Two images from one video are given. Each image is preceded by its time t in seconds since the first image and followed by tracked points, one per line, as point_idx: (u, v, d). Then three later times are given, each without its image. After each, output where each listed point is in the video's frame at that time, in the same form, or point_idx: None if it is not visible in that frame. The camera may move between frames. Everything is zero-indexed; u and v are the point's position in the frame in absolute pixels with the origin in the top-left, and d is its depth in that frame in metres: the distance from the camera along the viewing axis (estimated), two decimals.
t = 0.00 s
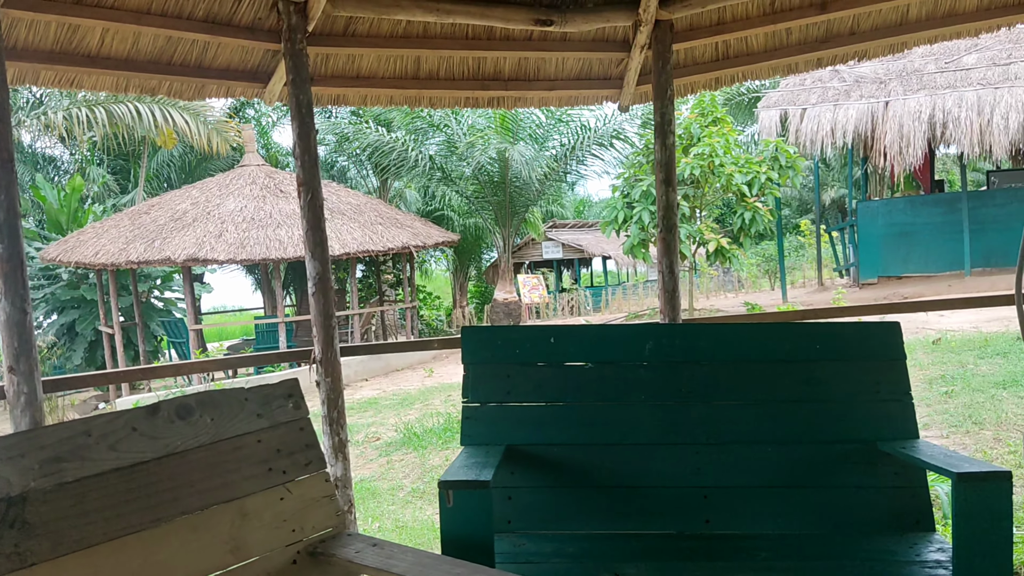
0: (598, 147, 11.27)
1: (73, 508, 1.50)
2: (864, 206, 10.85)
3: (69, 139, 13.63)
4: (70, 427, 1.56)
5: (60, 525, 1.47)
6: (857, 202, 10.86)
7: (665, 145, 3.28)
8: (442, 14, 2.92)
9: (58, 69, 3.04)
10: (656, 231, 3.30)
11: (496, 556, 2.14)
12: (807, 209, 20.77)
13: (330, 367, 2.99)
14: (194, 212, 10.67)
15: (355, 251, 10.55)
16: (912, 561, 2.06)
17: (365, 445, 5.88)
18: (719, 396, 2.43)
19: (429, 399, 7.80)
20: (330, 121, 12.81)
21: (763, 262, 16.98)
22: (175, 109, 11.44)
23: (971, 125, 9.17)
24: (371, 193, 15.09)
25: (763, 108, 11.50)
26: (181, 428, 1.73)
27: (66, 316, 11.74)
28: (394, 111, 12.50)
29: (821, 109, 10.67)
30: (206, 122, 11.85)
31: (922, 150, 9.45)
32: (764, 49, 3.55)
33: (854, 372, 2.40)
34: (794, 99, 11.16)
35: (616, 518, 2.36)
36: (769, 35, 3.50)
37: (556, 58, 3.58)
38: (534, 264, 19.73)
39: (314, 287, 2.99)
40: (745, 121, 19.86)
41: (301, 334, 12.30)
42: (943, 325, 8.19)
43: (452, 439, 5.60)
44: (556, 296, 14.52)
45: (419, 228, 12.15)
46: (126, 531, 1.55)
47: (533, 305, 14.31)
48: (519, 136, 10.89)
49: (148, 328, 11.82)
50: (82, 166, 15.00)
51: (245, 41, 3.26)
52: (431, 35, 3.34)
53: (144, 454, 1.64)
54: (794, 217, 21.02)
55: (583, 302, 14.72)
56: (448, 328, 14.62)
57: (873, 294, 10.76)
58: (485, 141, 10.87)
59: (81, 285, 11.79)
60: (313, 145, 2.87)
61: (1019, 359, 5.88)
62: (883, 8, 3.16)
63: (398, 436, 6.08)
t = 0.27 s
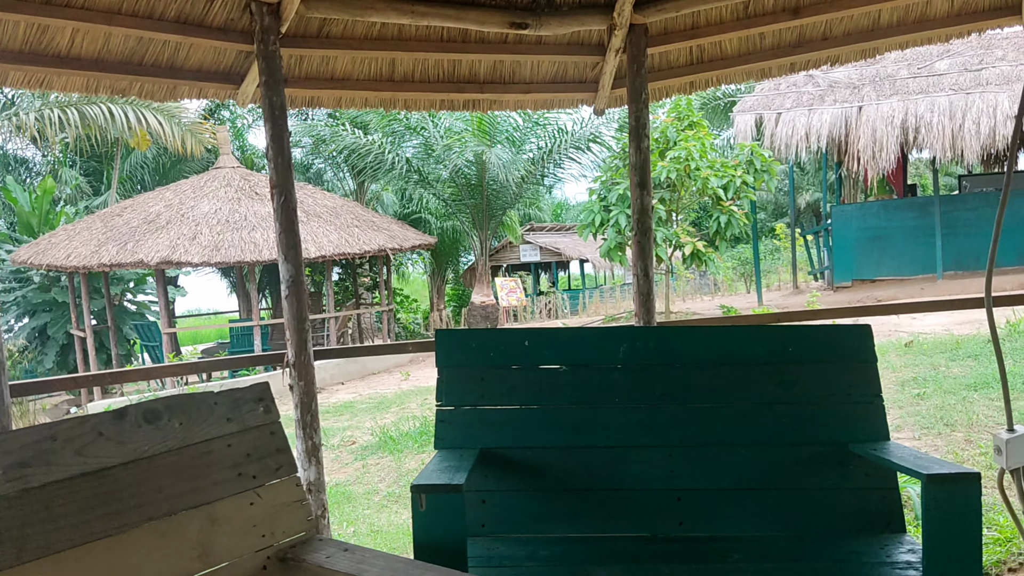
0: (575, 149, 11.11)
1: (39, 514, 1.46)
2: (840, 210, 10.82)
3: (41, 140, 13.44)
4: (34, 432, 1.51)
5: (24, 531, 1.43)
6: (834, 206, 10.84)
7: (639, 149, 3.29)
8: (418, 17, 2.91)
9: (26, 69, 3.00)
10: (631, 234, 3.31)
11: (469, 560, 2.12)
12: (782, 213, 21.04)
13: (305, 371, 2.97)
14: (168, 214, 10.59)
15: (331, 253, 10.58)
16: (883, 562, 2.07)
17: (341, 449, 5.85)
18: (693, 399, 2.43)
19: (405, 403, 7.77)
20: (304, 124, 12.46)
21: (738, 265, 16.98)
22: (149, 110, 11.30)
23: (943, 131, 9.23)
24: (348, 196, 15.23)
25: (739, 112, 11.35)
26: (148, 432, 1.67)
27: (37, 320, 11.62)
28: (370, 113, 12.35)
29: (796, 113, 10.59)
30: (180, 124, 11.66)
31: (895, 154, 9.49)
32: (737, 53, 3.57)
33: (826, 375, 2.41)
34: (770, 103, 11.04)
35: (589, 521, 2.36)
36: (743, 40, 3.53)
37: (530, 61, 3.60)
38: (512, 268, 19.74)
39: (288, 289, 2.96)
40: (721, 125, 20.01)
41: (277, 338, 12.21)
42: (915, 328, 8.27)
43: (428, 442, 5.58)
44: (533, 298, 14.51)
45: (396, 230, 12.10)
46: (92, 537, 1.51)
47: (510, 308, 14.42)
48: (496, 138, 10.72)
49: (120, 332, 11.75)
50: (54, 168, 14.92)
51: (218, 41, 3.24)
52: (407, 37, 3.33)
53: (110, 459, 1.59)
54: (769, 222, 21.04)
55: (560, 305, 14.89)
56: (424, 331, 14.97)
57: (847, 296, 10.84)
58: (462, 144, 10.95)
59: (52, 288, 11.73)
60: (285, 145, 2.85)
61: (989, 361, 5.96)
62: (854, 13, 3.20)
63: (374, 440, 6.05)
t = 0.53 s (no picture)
0: (561, 152, 11.09)
1: (15, 517, 1.44)
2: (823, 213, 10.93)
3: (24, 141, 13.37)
4: (11, 434, 1.48)
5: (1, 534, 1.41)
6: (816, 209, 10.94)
7: (624, 151, 3.28)
8: (403, 19, 2.92)
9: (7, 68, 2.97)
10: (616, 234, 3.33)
11: (452, 562, 2.11)
12: (768, 216, 21.17)
13: (289, 372, 2.95)
14: (152, 215, 10.53)
15: (317, 254, 10.53)
16: (865, 563, 2.07)
17: (325, 451, 5.83)
18: (677, 400, 2.43)
19: (391, 405, 7.75)
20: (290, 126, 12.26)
21: (724, 267, 17.03)
22: (133, 110, 11.19)
23: (927, 135, 9.25)
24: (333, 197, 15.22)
25: (724, 115, 11.40)
26: (128, 435, 1.65)
27: (20, 321, 11.55)
28: (356, 114, 12.03)
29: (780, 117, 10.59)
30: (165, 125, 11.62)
31: (879, 158, 9.54)
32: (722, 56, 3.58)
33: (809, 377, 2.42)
34: (755, 106, 11.01)
35: (572, 523, 2.35)
36: (728, 43, 3.55)
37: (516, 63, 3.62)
38: (499, 270, 19.76)
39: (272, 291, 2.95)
40: (708, 129, 20.09)
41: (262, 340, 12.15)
42: (899, 330, 8.31)
43: (413, 445, 5.57)
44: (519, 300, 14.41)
45: (381, 232, 12.10)
46: (70, 540, 1.49)
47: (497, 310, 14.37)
48: (483, 141, 10.89)
49: (103, 333, 11.70)
50: (37, 168, 14.81)
51: (201, 42, 3.23)
52: (392, 39, 3.34)
53: (88, 461, 1.57)
54: (755, 224, 21.01)
55: (547, 307, 14.93)
56: (410, 333, 14.89)
57: (831, 298, 10.87)
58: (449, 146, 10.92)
59: (36, 290, 11.64)
60: (269, 146, 2.84)
61: (971, 364, 6.00)
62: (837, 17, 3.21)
63: (359, 442, 6.04)
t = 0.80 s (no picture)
0: (552, 154, 11.22)
1: None
2: (812, 215, 10.98)
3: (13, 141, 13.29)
4: None
5: None
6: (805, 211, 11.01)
7: (614, 152, 3.28)
8: (393, 19, 2.92)
9: None
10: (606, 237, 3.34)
11: (440, 563, 2.11)
12: (758, 218, 21.29)
13: (278, 373, 2.94)
14: (141, 215, 10.49)
15: (307, 255, 10.51)
16: (852, 564, 2.08)
17: (315, 452, 5.82)
18: (665, 402, 2.43)
19: (381, 406, 7.74)
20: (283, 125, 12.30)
21: (713, 270, 17.10)
22: (123, 110, 11.10)
23: (915, 138, 9.29)
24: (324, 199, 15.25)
25: (715, 117, 11.43)
26: (116, 435, 1.64)
27: (7, 322, 11.49)
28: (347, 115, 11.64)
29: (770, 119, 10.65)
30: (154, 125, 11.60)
31: (868, 161, 9.59)
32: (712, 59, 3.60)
33: (797, 378, 2.42)
34: (745, 108, 11.04)
35: (561, 524, 2.36)
36: (717, 46, 3.56)
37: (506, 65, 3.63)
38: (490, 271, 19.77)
39: (261, 291, 2.93)
40: (697, 131, 20.14)
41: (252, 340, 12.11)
42: (887, 332, 8.34)
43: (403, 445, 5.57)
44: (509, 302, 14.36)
45: (372, 233, 12.09)
46: (57, 542, 1.48)
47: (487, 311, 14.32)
48: (473, 142, 10.92)
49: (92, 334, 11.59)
50: (26, 168, 14.73)
51: (189, 41, 3.21)
52: (383, 40, 3.35)
53: (75, 462, 1.56)
54: (745, 227, 21.03)
55: (537, 309, 14.97)
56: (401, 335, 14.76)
57: (820, 300, 10.90)
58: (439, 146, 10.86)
59: (23, 290, 11.58)
60: (258, 146, 2.83)
61: (958, 365, 6.03)
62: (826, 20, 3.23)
63: (349, 443, 6.03)
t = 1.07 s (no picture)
0: (538, 155, 11.26)
1: None
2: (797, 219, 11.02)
3: None
4: None
5: None
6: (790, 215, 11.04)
7: (599, 155, 3.28)
8: (378, 20, 2.91)
9: None
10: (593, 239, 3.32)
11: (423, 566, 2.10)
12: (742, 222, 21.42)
13: (261, 374, 2.92)
14: (124, 215, 10.42)
15: (292, 256, 10.47)
16: (834, 566, 2.09)
17: (299, 454, 5.79)
18: (649, 404, 2.43)
19: (366, 407, 7.72)
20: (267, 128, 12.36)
21: (698, 272, 17.29)
22: (106, 109, 11.09)
23: (898, 141, 9.39)
24: (309, 199, 15.21)
25: (700, 120, 11.35)
26: (94, 437, 1.62)
27: None
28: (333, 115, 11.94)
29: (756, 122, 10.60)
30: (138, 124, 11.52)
31: (852, 165, 9.67)
32: (697, 63, 3.61)
33: (780, 381, 2.43)
34: (730, 112, 11.06)
35: (545, 526, 2.35)
36: (702, 49, 3.57)
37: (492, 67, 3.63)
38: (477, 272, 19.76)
39: (244, 292, 2.92)
40: (683, 134, 20.23)
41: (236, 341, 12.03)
42: (870, 335, 8.40)
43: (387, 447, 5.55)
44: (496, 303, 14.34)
45: (357, 234, 12.04)
46: (33, 544, 1.46)
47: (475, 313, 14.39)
48: (460, 143, 10.90)
49: (73, 335, 11.48)
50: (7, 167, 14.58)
51: (173, 40, 3.19)
52: (368, 40, 3.33)
53: (52, 464, 1.54)
54: (730, 230, 20.96)
55: (523, 310, 14.96)
56: (387, 335, 14.85)
57: (804, 303, 10.94)
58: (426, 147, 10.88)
59: (3, 290, 11.46)
60: (242, 146, 2.81)
61: (941, 368, 6.08)
62: (810, 24, 3.24)
63: (333, 445, 6.00)
